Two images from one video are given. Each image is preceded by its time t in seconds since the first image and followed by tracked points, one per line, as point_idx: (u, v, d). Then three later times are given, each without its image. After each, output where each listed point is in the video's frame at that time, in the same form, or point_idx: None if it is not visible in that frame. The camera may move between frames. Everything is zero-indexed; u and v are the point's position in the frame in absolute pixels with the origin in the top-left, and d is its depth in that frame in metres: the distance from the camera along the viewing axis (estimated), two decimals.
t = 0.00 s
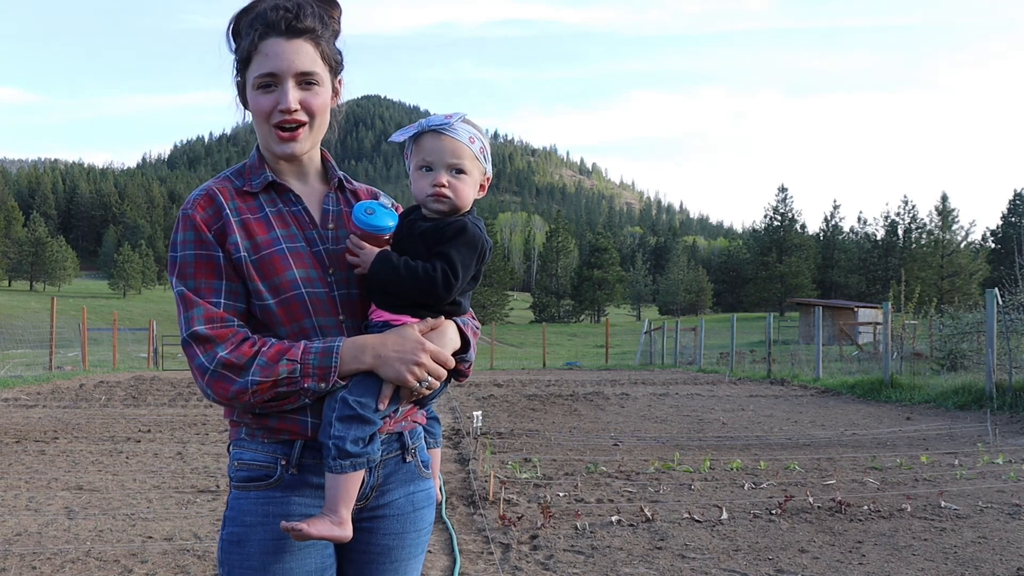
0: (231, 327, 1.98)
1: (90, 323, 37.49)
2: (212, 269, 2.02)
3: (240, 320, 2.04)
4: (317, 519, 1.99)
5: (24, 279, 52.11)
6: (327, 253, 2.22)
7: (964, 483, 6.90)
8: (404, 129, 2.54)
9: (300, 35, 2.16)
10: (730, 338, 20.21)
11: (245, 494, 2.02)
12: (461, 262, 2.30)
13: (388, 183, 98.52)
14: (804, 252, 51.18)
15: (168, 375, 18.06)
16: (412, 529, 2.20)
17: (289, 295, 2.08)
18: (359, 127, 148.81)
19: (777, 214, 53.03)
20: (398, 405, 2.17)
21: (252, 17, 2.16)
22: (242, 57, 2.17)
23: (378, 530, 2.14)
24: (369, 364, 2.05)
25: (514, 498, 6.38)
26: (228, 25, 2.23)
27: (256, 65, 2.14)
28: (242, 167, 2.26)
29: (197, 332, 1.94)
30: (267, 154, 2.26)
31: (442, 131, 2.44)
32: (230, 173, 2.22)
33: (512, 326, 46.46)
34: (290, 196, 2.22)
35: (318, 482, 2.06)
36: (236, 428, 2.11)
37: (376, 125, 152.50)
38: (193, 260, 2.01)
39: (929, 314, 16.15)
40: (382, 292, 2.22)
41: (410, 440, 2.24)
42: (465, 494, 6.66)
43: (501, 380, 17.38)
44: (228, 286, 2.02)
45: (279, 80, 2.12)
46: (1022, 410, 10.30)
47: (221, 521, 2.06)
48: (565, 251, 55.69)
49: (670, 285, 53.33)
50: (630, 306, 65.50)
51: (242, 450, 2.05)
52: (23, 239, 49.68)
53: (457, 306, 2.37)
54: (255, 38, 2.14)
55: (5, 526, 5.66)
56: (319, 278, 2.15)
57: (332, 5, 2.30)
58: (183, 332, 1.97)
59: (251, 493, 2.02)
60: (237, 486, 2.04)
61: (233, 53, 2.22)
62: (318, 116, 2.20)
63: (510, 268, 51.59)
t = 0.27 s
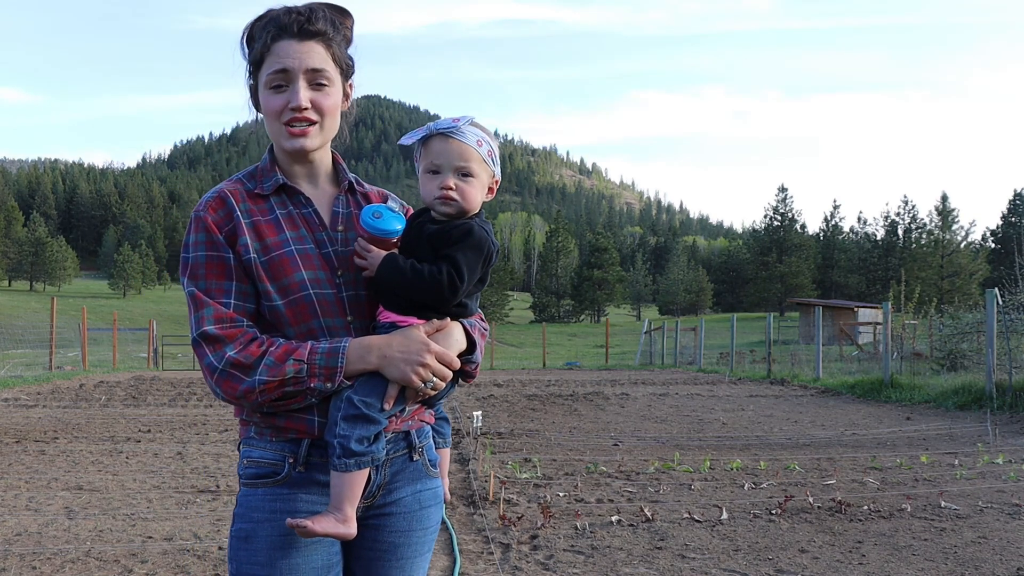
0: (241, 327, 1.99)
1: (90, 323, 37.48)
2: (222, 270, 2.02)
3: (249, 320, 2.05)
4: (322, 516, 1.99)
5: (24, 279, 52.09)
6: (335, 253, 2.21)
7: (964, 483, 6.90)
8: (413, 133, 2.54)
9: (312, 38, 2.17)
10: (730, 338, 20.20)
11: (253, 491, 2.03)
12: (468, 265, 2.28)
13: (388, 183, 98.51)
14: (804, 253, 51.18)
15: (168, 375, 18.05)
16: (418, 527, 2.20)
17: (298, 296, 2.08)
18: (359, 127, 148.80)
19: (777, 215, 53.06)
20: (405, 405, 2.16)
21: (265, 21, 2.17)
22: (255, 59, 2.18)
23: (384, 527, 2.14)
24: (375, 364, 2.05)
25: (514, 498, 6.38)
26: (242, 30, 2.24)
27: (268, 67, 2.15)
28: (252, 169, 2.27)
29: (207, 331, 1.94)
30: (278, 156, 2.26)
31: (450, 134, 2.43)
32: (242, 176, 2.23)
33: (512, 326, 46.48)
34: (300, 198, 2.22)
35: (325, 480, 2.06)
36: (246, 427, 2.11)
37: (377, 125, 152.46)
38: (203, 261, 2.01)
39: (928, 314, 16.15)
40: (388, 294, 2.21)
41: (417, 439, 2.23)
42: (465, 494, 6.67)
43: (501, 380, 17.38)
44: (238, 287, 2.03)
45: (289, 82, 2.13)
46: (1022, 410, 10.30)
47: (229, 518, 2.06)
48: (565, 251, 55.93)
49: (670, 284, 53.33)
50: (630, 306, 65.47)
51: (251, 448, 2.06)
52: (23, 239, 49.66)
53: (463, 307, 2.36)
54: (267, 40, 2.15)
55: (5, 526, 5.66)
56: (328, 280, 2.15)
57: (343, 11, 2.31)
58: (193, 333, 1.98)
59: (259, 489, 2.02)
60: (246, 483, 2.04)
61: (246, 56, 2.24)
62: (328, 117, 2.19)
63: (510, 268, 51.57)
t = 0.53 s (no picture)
0: (249, 325, 1.99)
1: (90, 323, 37.49)
2: (230, 268, 2.02)
3: (257, 318, 2.05)
4: (328, 513, 1.99)
5: (24, 279, 52.11)
6: (342, 253, 2.21)
7: (964, 483, 6.90)
8: (418, 133, 2.53)
9: (321, 42, 2.18)
10: (730, 338, 20.19)
11: (260, 490, 2.03)
12: (474, 265, 2.28)
13: (388, 183, 98.50)
14: (804, 253, 51.18)
15: (168, 375, 18.05)
16: (423, 525, 2.20)
17: (305, 295, 2.08)
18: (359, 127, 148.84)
19: (777, 214, 53.06)
20: (410, 404, 2.16)
21: (276, 25, 2.18)
22: (265, 62, 2.19)
23: (390, 526, 2.14)
24: (381, 363, 2.05)
25: (514, 498, 6.37)
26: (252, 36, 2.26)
27: (276, 69, 2.16)
28: (261, 169, 2.27)
29: (215, 329, 1.94)
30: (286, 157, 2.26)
31: (455, 136, 2.42)
32: (250, 175, 2.23)
33: (512, 326, 46.49)
34: (308, 198, 2.23)
35: (331, 478, 2.06)
36: (253, 426, 2.11)
37: (377, 125, 152.42)
38: (212, 259, 2.02)
39: (928, 314, 16.15)
40: (395, 293, 2.21)
41: (423, 438, 2.23)
42: (465, 494, 6.67)
43: (501, 380, 17.38)
44: (246, 285, 2.03)
45: (298, 82, 2.14)
46: (1022, 411, 10.30)
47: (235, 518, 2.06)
48: (565, 251, 55.89)
49: (670, 284, 53.32)
50: (630, 306, 65.46)
51: (258, 447, 2.06)
52: (23, 239, 49.64)
53: (469, 307, 2.36)
54: (277, 44, 2.16)
55: (5, 526, 5.66)
56: (334, 278, 2.15)
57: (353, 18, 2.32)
58: (201, 330, 1.98)
59: (266, 488, 2.02)
60: (252, 481, 2.04)
61: (255, 59, 2.25)
62: (334, 118, 2.20)
63: (510, 268, 51.56)
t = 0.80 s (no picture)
0: (251, 326, 1.99)
1: (90, 323, 37.49)
2: (232, 268, 2.02)
3: (259, 319, 2.05)
4: (331, 513, 1.99)
5: (25, 279, 52.11)
6: (344, 254, 2.21)
7: (964, 483, 6.90)
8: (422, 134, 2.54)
9: (327, 43, 2.19)
10: (730, 338, 20.20)
11: (263, 491, 2.03)
12: (477, 265, 2.28)
13: (387, 182, 98.49)
14: (804, 253, 51.18)
15: (168, 375, 18.05)
16: (426, 525, 2.20)
17: (307, 296, 2.08)
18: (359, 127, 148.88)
19: (777, 215, 53.07)
20: (413, 404, 2.16)
21: (282, 25, 2.19)
22: (270, 62, 2.19)
23: (392, 526, 2.14)
24: (384, 363, 2.05)
25: (514, 498, 6.37)
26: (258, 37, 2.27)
27: (283, 69, 2.16)
28: (262, 170, 2.27)
29: (217, 330, 1.94)
30: (288, 158, 2.26)
31: (458, 136, 2.43)
32: (251, 177, 2.23)
33: (512, 326, 46.49)
34: (309, 199, 2.23)
35: (334, 479, 2.06)
36: (255, 428, 2.11)
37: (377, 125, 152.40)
38: (213, 260, 2.01)
39: (928, 314, 16.15)
40: (397, 293, 2.21)
41: (425, 438, 2.23)
42: (465, 494, 6.66)
43: (501, 380, 17.38)
44: (247, 286, 2.03)
45: (303, 82, 2.14)
46: (1022, 411, 10.30)
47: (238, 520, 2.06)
48: (565, 251, 55.80)
49: (670, 285, 53.31)
50: (630, 306, 65.47)
51: (261, 448, 2.06)
52: (23, 239, 49.66)
53: (471, 307, 2.36)
54: (283, 44, 2.17)
55: (5, 526, 5.66)
56: (337, 279, 2.15)
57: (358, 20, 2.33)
58: (203, 331, 1.98)
59: (268, 489, 2.03)
60: (255, 483, 2.04)
61: (260, 60, 2.25)
62: (340, 118, 2.20)
63: (510, 268, 51.56)
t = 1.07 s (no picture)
0: (249, 326, 1.98)
1: (90, 323, 37.48)
2: (229, 269, 2.02)
3: (256, 320, 2.05)
4: (331, 515, 1.98)
5: (24, 279, 52.10)
6: (342, 254, 2.21)
7: (964, 483, 6.90)
8: (415, 136, 2.54)
9: (326, 41, 2.19)
10: (730, 338, 20.19)
11: (262, 493, 2.03)
12: (477, 265, 2.28)
13: (387, 182, 98.45)
14: (804, 252, 51.16)
15: (168, 375, 18.05)
16: (424, 526, 2.20)
17: (305, 296, 2.08)
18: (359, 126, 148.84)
19: (777, 215, 53.05)
20: (412, 404, 2.16)
21: (281, 24, 2.20)
22: (269, 60, 2.19)
23: (391, 527, 2.14)
24: (383, 363, 2.05)
25: (514, 498, 6.37)
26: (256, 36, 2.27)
27: (282, 66, 2.16)
28: (259, 170, 2.26)
29: (214, 331, 1.94)
30: (286, 158, 2.27)
31: (449, 136, 2.43)
32: (248, 177, 2.23)
33: (512, 326, 46.48)
34: (307, 199, 2.22)
35: (333, 480, 2.06)
36: (253, 430, 2.11)
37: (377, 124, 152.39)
38: (210, 261, 2.01)
39: (929, 314, 16.14)
40: (395, 292, 2.21)
41: (424, 439, 2.23)
42: (465, 494, 6.66)
43: (501, 380, 17.38)
44: (245, 286, 2.03)
45: (302, 79, 2.14)
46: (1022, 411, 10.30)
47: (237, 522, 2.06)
48: (565, 251, 55.83)
49: (670, 284, 53.30)
50: (630, 306, 65.46)
51: (259, 450, 2.06)
52: (23, 239, 49.66)
53: (470, 307, 2.36)
54: (282, 42, 2.17)
55: (5, 526, 5.67)
56: (335, 279, 2.15)
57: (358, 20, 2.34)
58: (200, 333, 1.97)
59: (268, 491, 2.02)
60: (254, 485, 2.04)
61: (259, 59, 2.25)
62: (339, 116, 2.20)
63: (510, 268, 51.56)
